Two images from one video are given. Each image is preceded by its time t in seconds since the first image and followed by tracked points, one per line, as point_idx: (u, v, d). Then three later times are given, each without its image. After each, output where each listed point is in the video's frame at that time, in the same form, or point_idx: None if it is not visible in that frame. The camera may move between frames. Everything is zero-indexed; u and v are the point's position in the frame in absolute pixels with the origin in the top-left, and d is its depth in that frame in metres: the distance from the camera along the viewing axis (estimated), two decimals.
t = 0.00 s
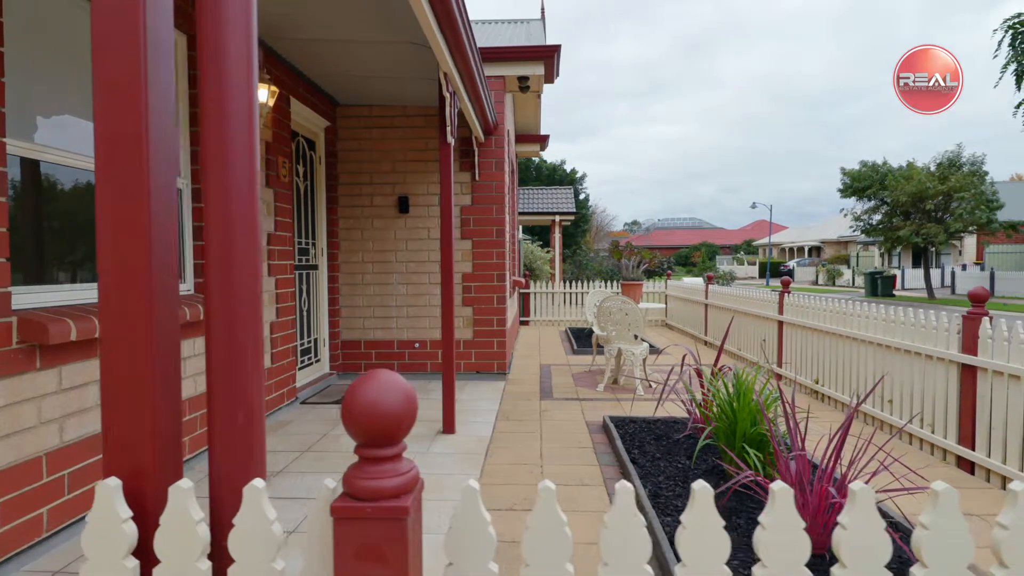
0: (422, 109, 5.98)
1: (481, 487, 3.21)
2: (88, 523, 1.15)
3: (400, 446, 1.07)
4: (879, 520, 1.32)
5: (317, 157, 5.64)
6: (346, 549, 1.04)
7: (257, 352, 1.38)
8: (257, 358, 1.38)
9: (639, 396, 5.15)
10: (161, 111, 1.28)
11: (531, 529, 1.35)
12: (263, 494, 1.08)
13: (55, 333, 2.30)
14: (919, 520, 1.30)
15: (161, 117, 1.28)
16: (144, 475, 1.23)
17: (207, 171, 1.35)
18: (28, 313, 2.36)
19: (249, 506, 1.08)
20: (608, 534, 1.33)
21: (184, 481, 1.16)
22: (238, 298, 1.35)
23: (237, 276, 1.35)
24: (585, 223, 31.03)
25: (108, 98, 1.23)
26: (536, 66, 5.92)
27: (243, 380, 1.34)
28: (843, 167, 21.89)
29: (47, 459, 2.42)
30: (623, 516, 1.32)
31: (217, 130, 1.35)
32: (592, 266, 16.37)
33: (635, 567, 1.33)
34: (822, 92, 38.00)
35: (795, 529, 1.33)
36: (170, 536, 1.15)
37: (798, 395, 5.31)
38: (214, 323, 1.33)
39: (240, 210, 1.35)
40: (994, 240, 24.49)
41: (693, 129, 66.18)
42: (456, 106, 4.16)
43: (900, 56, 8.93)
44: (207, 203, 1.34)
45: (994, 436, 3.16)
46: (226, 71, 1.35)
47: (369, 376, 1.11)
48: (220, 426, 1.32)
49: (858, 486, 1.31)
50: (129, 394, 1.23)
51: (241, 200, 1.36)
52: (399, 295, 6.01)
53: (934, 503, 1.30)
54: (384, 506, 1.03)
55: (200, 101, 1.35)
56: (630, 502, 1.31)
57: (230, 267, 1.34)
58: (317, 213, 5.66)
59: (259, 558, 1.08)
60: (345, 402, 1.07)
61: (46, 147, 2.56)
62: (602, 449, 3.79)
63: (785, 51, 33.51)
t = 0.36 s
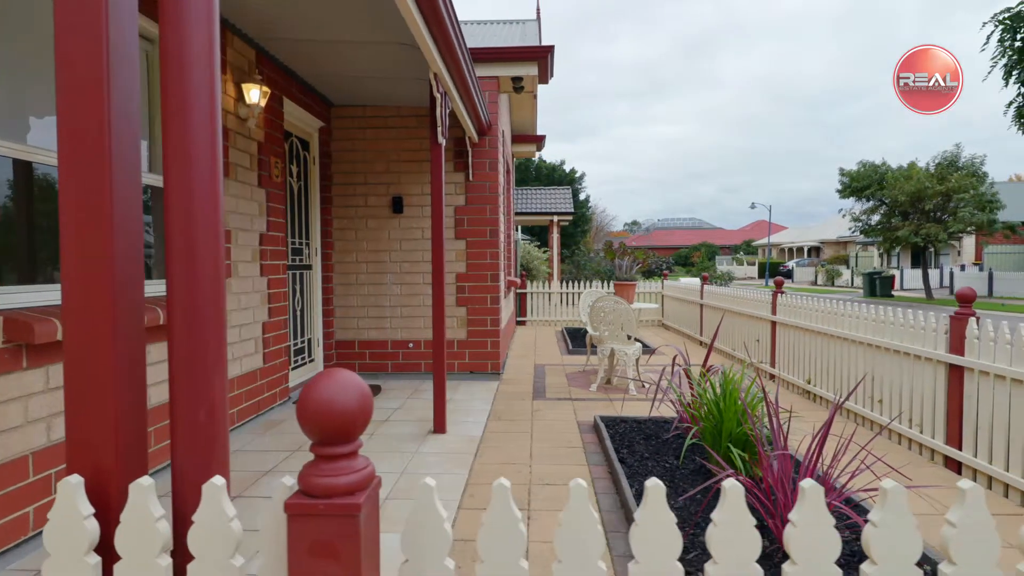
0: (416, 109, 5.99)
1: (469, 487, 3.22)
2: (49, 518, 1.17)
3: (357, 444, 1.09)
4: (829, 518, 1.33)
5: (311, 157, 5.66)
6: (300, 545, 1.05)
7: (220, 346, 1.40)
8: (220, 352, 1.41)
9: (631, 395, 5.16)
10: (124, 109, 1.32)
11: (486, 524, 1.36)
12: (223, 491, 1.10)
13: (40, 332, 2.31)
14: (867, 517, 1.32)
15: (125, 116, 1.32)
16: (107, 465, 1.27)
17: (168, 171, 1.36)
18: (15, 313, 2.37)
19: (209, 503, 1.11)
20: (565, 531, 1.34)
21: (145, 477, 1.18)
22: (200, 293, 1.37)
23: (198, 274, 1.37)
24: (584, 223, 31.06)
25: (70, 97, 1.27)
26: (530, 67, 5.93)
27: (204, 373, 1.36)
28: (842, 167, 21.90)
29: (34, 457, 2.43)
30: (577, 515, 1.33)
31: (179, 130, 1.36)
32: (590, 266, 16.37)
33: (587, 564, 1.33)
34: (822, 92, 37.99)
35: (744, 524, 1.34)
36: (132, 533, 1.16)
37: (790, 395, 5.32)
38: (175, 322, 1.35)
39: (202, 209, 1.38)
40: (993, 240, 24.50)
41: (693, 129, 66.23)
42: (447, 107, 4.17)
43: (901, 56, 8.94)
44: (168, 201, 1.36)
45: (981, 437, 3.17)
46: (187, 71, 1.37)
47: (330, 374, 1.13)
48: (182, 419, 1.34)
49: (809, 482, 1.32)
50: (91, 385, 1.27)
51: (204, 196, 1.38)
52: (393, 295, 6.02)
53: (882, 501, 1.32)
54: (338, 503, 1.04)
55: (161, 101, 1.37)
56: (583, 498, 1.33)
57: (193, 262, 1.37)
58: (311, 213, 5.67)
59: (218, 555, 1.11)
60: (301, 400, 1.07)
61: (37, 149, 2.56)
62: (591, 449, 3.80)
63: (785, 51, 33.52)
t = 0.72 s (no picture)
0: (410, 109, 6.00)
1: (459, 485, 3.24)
2: (17, 514, 1.21)
3: (316, 442, 1.11)
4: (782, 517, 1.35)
5: (305, 157, 5.67)
6: (258, 541, 1.06)
7: (186, 342, 1.43)
8: (187, 348, 1.43)
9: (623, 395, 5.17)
10: (91, 110, 1.36)
11: (447, 519, 1.40)
12: (185, 490, 1.12)
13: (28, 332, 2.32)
14: (821, 514, 1.34)
15: (92, 117, 1.37)
16: (74, 455, 1.32)
17: (133, 171, 1.38)
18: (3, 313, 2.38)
19: (171, 501, 1.13)
20: (525, 530, 1.38)
21: (108, 476, 1.18)
22: (165, 292, 1.39)
23: (163, 273, 1.39)
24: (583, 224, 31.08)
25: (38, 97, 1.32)
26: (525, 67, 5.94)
27: (170, 369, 1.39)
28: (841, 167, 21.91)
29: (22, 457, 2.45)
30: (533, 512, 1.38)
31: (144, 130, 1.38)
32: (589, 266, 16.38)
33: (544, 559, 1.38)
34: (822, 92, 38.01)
35: (702, 521, 1.36)
36: (96, 529, 1.18)
37: (782, 395, 5.33)
38: (140, 321, 1.38)
39: (167, 208, 1.39)
40: (991, 240, 24.51)
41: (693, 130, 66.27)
42: (439, 108, 4.18)
43: (900, 56, 8.95)
44: (133, 201, 1.38)
45: (967, 436, 3.18)
46: (152, 72, 1.38)
47: (291, 373, 1.14)
48: (147, 414, 1.37)
49: (763, 481, 1.34)
50: (58, 377, 1.32)
51: (167, 194, 1.39)
52: (387, 295, 6.03)
53: (835, 498, 1.34)
54: (296, 500, 1.05)
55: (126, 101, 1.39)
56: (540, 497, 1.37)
57: (158, 260, 1.39)
58: (305, 213, 5.69)
59: (179, 551, 1.13)
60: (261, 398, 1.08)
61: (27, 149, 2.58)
62: (581, 448, 3.82)
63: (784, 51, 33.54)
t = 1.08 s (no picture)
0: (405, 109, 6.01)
1: (448, 485, 3.24)
2: None
3: (283, 440, 1.12)
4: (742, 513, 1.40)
5: (299, 158, 5.70)
6: (223, 538, 1.07)
7: (159, 345, 1.44)
8: (159, 348, 1.45)
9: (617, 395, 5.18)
10: (64, 109, 1.41)
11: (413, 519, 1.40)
12: (154, 488, 1.14)
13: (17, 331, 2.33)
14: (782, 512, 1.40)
15: (65, 114, 1.42)
16: (47, 452, 1.36)
17: (105, 170, 1.39)
18: None
19: (141, 498, 1.15)
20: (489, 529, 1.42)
21: (79, 473, 1.19)
22: (137, 291, 1.41)
23: (135, 271, 1.41)
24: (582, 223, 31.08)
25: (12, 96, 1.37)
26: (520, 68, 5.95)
27: (142, 368, 1.40)
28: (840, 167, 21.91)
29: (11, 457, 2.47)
30: (497, 509, 1.42)
31: (116, 129, 1.39)
32: (588, 267, 16.37)
33: (511, 559, 1.42)
34: (822, 92, 37.98)
35: (663, 516, 1.40)
36: (67, 525, 1.19)
37: (776, 395, 5.34)
38: (112, 320, 1.39)
39: (139, 207, 1.41)
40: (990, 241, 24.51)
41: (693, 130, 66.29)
42: (432, 109, 4.20)
43: (901, 56, 8.94)
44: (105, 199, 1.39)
45: (956, 436, 3.19)
46: (124, 72, 1.40)
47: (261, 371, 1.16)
48: (119, 413, 1.38)
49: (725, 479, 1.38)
50: (33, 374, 1.36)
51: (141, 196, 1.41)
52: (382, 295, 6.04)
53: (795, 495, 1.39)
54: (261, 498, 1.06)
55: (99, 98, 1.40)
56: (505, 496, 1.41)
57: (130, 259, 1.41)
58: (300, 214, 5.70)
59: (150, 547, 1.15)
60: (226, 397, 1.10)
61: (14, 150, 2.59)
62: (573, 448, 3.83)
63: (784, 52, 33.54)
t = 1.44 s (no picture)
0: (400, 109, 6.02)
1: (439, 483, 3.26)
2: None
3: (251, 436, 1.15)
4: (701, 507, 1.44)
5: (295, 159, 5.73)
6: (191, 532, 1.10)
7: (132, 340, 1.48)
8: (133, 342, 1.48)
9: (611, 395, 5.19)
10: (36, 116, 1.49)
11: (377, 508, 1.48)
12: (125, 482, 1.18)
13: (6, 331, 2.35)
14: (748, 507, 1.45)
15: (37, 121, 1.49)
16: (22, 444, 1.42)
17: (77, 168, 1.42)
18: None
19: (112, 493, 1.18)
20: (452, 521, 1.46)
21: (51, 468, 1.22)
22: (111, 287, 1.44)
23: (108, 267, 1.44)
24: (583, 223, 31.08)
25: None
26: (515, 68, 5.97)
27: (115, 362, 1.44)
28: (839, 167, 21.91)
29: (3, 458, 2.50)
30: (463, 503, 1.46)
31: (87, 129, 1.42)
32: (586, 267, 16.35)
33: (473, 550, 1.46)
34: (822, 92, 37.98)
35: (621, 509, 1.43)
36: (40, 520, 1.22)
37: (770, 395, 5.35)
38: (85, 317, 1.42)
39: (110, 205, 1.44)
40: (989, 241, 24.50)
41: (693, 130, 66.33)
42: (424, 109, 4.23)
43: (901, 56, 8.93)
44: (77, 197, 1.42)
45: (944, 436, 3.21)
46: (96, 73, 1.43)
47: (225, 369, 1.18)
48: (92, 407, 1.42)
49: (685, 474, 1.41)
50: (10, 369, 1.43)
51: (111, 195, 1.44)
52: (377, 295, 6.06)
53: (754, 489, 1.46)
54: (228, 492, 1.09)
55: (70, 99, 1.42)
56: (468, 490, 1.44)
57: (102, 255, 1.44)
58: (296, 214, 5.72)
59: (122, 540, 1.18)
60: (192, 394, 1.11)
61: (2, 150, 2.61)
62: (565, 447, 3.85)
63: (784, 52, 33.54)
